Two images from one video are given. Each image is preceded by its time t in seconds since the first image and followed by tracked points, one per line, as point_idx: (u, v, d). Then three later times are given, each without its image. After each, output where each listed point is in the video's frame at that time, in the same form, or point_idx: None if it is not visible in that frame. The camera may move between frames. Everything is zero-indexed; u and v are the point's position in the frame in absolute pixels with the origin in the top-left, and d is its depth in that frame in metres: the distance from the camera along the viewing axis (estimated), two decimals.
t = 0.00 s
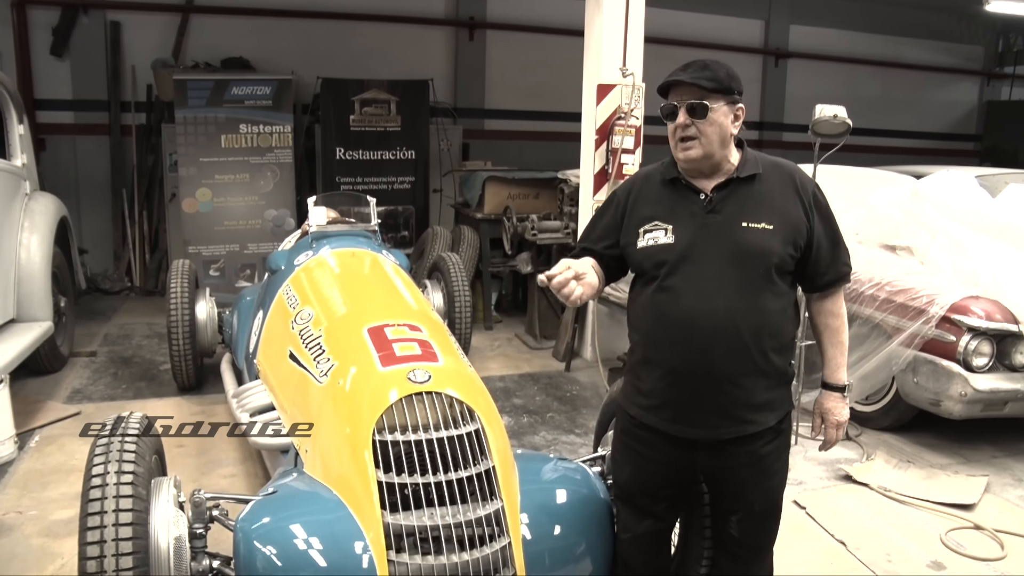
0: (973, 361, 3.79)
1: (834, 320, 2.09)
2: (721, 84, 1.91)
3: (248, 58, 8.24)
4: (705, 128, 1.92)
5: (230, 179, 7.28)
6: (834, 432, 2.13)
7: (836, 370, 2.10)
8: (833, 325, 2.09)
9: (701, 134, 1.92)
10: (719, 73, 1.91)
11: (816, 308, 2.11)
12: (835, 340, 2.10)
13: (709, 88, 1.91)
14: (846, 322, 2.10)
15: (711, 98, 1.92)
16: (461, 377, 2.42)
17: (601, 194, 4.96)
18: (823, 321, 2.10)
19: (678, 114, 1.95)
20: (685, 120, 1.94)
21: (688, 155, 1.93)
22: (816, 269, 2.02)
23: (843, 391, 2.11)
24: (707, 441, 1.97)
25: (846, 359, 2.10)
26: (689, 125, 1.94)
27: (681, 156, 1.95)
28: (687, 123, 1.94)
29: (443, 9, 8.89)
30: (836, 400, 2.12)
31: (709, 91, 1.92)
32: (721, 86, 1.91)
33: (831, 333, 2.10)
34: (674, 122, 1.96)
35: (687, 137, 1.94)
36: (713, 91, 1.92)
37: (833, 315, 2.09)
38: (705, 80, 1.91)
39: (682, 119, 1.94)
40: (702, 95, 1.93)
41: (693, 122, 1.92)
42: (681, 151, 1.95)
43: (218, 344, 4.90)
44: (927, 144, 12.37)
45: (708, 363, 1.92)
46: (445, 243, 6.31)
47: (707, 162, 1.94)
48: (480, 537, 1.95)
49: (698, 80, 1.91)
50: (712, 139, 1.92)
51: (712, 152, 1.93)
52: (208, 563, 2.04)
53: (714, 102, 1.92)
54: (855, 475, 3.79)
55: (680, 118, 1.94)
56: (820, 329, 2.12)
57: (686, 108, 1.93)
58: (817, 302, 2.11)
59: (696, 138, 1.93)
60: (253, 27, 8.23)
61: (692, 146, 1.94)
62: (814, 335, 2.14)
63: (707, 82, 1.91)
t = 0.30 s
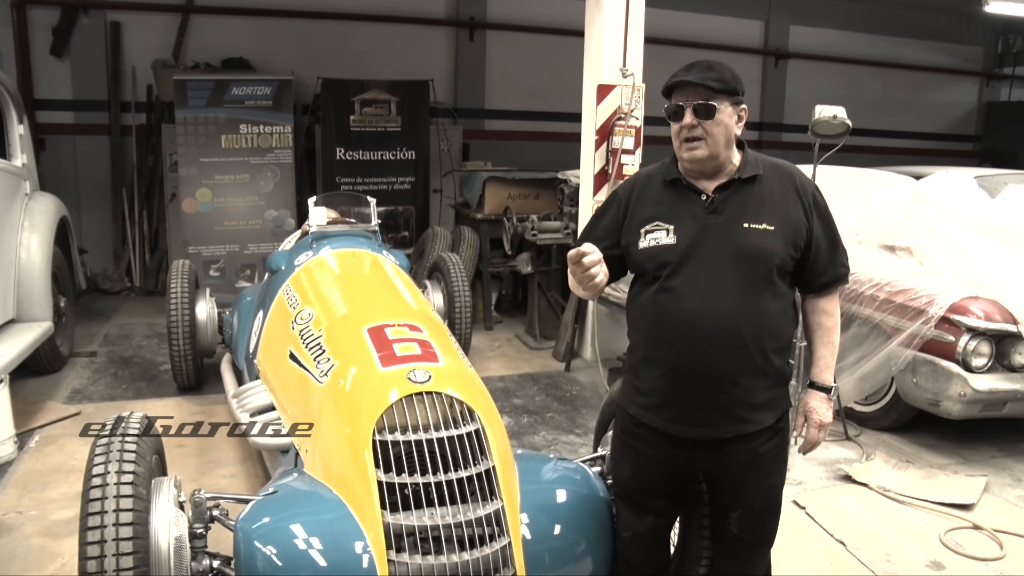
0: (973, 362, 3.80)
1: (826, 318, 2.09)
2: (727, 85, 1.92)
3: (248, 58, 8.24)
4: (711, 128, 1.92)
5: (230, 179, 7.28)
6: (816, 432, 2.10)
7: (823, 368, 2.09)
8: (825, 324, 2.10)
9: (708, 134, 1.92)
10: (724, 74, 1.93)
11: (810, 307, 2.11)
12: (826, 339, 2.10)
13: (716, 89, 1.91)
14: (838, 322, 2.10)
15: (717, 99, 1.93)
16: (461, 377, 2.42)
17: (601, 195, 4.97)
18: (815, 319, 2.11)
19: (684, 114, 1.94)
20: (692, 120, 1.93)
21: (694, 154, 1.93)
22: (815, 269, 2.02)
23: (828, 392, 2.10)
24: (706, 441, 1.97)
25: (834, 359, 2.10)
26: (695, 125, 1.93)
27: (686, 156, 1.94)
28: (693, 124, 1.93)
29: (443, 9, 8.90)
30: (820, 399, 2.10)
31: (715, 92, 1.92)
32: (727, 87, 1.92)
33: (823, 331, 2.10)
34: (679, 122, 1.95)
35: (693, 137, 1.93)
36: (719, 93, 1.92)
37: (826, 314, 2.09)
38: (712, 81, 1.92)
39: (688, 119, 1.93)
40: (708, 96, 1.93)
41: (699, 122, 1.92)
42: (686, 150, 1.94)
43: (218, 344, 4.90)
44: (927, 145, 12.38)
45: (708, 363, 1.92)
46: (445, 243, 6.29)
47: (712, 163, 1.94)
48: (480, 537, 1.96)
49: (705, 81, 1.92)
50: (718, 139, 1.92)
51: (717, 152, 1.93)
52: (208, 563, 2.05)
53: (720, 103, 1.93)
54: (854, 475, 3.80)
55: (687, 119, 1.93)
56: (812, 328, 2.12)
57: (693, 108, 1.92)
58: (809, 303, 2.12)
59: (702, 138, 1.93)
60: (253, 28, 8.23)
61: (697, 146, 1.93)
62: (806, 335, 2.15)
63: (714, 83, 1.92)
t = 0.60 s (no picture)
0: (972, 363, 3.80)
1: (823, 326, 2.10)
2: (737, 93, 1.92)
3: (247, 60, 8.24)
4: (720, 136, 1.92)
5: (230, 181, 7.29)
6: (812, 434, 2.14)
7: (820, 374, 2.10)
8: (823, 330, 2.11)
9: (717, 141, 1.92)
10: (735, 82, 1.92)
11: (807, 313, 2.12)
12: (823, 345, 2.11)
13: (726, 98, 1.91)
14: (835, 329, 2.11)
15: (726, 107, 1.93)
16: (461, 380, 2.42)
17: (601, 197, 4.98)
18: (813, 326, 2.12)
19: (692, 121, 1.94)
20: (701, 128, 1.92)
21: (703, 160, 1.93)
22: (814, 275, 2.03)
23: (823, 396, 2.11)
24: (705, 442, 1.97)
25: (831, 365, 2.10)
26: (704, 133, 1.92)
27: (693, 161, 1.95)
28: (702, 131, 1.92)
29: (442, 12, 8.91)
30: (817, 404, 2.12)
31: (726, 100, 1.92)
32: (737, 95, 1.92)
33: (820, 337, 2.11)
34: (688, 128, 1.94)
35: (701, 144, 1.93)
36: (730, 101, 1.92)
37: (823, 321, 2.10)
38: (722, 89, 1.91)
39: (697, 126, 1.93)
40: (717, 104, 1.93)
41: (709, 130, 1.91)
42: (694, 156, 1.94)
43: (218, 346, 4.90)
44: (926, 147, 12.39)
45: (709, 366, 1.92)
46: (444, 244, 6.40)
47: (719, 169, 1.95)
48: (479, 539, 1.96)
49: (715, 89, 1.91)
50: (727, 146, 1.93)
51: (725, 158, 1.94)
52: (208, 565, 2.04)
53: (729, 111, 1.93)
54: (854, 477, 3.80)
55: (695, 126, 1.93)
56: (809, 333, 2.13)
57: (702, 115, 1.92)
58: (806, 307, 2.13)
59: (710, 144, 1.93)
60: (252, 30, 8.24)
61: (706, 152, 1.93)
62: (802, 339, 2.15)
63: (725, 91, 1.91)
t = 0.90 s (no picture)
0: (973, 366, 3.80)
1: (831, 319, 2.08)
2: (732, 96, 1.92)
3: (247, 64, 8.26)
4: (716, 140, 1.92)
5: (230, 185, 7.29)
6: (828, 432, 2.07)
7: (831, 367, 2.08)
8: (830, 324, 2.09)
9: (713, 145, 1.92)
10: (730, 85, 1.92)
11: (816, 309, 2.11)
12: (832, 339, 2.09)
13: (721, 101, 1.91)
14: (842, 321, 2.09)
15: (722, 110, 1.93)
16: (461, 383, 2.43)
17: (601, 200, 4.98)
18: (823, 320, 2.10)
19: (689, 124, 1.94)
20: (698, 132, 1.93)
21: (700, 165, 1.93)
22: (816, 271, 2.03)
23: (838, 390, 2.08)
24: (708, 445, 1.97)
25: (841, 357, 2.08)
26: (700, 137, 1.93)
27: (691, 165, 1.95)
28: (698, 135, 1.93)
29: (442, 16, 8.93)
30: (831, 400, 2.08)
31: (721, 103, 1.92)
32: (732, 98, 1.92)
33: (829, 331, 2.09)
34: (684, 133, 1.95)
35: (698, 148, 1.93)
36: (725, 104, 1.92)
37: (830, 314, 2.08)
38: (717, 93, 1.91)
39: (693, 130, 1.93)
40: (713, 107, 1.93)
41: (705, 134, 1.92)
42: (692, 161, 1.95)
43: (218, 349, 4.90)
44: (926, 150, 12.39)
45: (711, 367, 1.93)
46: (444, 249, 6.31)
47: (717, 172, 1.95)
48: (479, 542, 1.96)
49: (710, 93, 1.91)
50: (724, 150, 1.93)
51: (722, 162, 1.94)
52: (209, 569, 2.05)
53: (725, 114, 1.93)
54: (854, 480, 3.80)
55: (692, 129, 1.93)
56: (819, 329, 2.12)
57: (698, 120, 1.92)
58: (814, 304, 2.12)
59: (707, 149, 1.93)
60: (253, 34, 8.26)
61: (703, 157, 1.93)
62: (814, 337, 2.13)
63: (720, 95, 1.91)
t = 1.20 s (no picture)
0: (972, 366, 3.79)
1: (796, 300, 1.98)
2: (731, 98, 1.92)
3: (246, 65, 8.25)
4: (715, 142, 1.92)
5: (229, 186, 7.29)
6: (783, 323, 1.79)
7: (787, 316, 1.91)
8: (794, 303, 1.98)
9: (712, 147, 1.92)
10: (728, 87, 1.92)
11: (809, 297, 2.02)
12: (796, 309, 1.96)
13: (719, 103, 1.91)
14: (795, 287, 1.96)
15: (720, 112, 1.92)
16: (461, 384, 2.43)
17: (600, 201, 4.99)
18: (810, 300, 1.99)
19: (687, 127, 1.94)
20: (696, 134, 1.93)
21: (700, 167, 1.94)
22: (807, 260, 1.97)
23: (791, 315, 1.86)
24: (711, 445, 1.98)
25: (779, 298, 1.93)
26: (699, 139, 1.93)
27: (691, 168, 1.95)
28: (697, 137, 1.93)
29: (442, 16, 8.94)
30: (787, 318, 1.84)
31: (720, 105, 1.92)
32: (731, 99, 1.92)
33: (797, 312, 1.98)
34: (683, 135, 1.95)
35: (697, 151, 1.93)
36: (723, 106, 1.92)
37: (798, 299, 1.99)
38: (715, 95, 1.91)
39: (692, 133, 1.93)
40: (711, 109, 1.93)
41: (704, 136, 1.92)
42: (691, 163, 1.95)
43: (217, 351, 4.90)
44: (924, 150, 12.40)
45: (712, 367, 1.93)
46: (444, 249, 6.31)
47: (715, 174, 1.96)
48: (479, 543, 1.96)
49: (708, 95, 1.91)
50: (723, 152, 1.93)
51: (721, 164, 1.94)
52: (208, 570, 2.04)
53: (724, 116, 1.93)
54: (854, 480, 3.80)
55: (691, 132, 1.93)
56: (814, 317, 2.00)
57: (696, 122, 1.92)
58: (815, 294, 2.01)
59: (706, 151, 1.93)
60: (252, 35, 8.26)
61: (702, 159, 1.93)
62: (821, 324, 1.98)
63: (718, 97, 1.91)
